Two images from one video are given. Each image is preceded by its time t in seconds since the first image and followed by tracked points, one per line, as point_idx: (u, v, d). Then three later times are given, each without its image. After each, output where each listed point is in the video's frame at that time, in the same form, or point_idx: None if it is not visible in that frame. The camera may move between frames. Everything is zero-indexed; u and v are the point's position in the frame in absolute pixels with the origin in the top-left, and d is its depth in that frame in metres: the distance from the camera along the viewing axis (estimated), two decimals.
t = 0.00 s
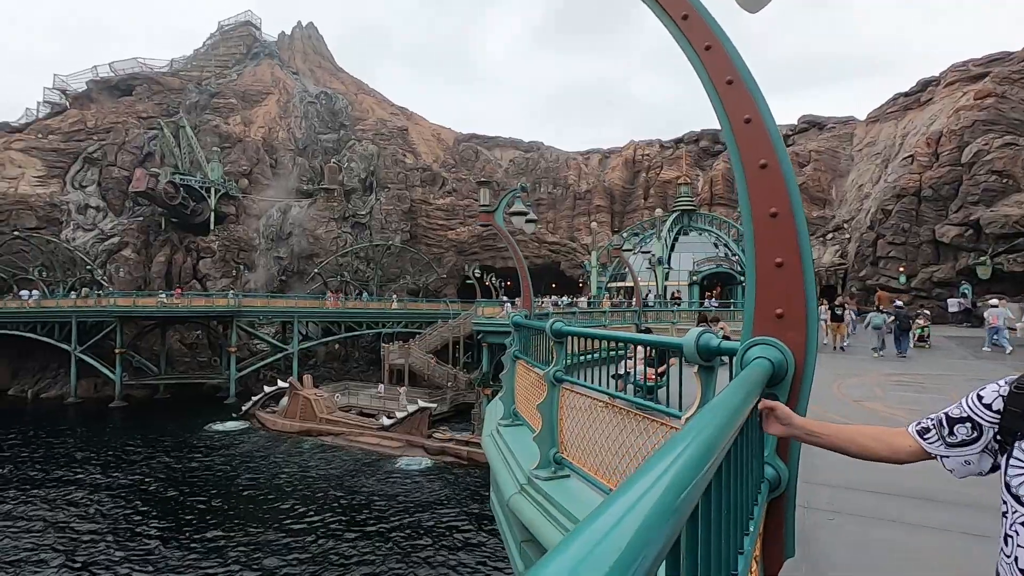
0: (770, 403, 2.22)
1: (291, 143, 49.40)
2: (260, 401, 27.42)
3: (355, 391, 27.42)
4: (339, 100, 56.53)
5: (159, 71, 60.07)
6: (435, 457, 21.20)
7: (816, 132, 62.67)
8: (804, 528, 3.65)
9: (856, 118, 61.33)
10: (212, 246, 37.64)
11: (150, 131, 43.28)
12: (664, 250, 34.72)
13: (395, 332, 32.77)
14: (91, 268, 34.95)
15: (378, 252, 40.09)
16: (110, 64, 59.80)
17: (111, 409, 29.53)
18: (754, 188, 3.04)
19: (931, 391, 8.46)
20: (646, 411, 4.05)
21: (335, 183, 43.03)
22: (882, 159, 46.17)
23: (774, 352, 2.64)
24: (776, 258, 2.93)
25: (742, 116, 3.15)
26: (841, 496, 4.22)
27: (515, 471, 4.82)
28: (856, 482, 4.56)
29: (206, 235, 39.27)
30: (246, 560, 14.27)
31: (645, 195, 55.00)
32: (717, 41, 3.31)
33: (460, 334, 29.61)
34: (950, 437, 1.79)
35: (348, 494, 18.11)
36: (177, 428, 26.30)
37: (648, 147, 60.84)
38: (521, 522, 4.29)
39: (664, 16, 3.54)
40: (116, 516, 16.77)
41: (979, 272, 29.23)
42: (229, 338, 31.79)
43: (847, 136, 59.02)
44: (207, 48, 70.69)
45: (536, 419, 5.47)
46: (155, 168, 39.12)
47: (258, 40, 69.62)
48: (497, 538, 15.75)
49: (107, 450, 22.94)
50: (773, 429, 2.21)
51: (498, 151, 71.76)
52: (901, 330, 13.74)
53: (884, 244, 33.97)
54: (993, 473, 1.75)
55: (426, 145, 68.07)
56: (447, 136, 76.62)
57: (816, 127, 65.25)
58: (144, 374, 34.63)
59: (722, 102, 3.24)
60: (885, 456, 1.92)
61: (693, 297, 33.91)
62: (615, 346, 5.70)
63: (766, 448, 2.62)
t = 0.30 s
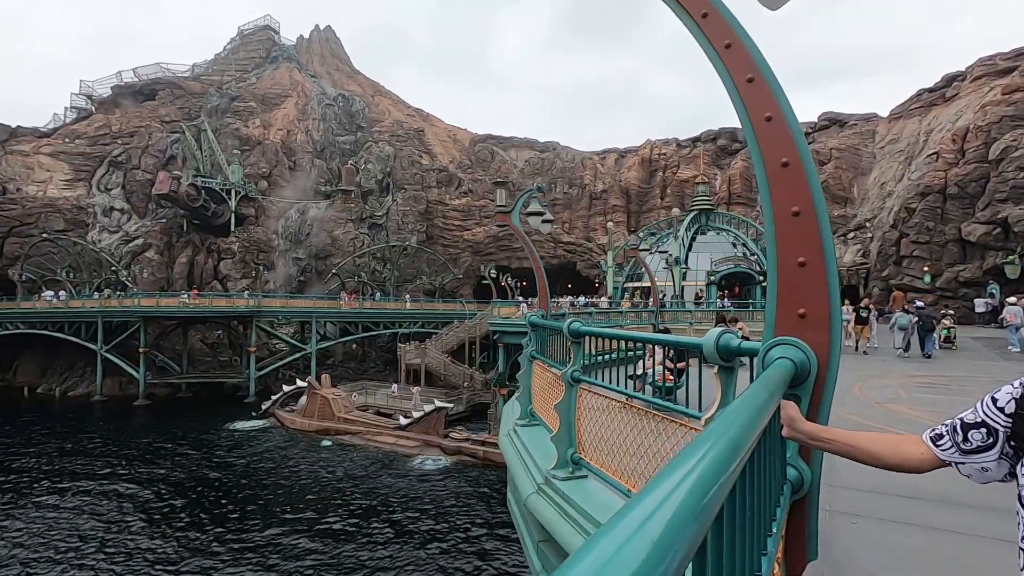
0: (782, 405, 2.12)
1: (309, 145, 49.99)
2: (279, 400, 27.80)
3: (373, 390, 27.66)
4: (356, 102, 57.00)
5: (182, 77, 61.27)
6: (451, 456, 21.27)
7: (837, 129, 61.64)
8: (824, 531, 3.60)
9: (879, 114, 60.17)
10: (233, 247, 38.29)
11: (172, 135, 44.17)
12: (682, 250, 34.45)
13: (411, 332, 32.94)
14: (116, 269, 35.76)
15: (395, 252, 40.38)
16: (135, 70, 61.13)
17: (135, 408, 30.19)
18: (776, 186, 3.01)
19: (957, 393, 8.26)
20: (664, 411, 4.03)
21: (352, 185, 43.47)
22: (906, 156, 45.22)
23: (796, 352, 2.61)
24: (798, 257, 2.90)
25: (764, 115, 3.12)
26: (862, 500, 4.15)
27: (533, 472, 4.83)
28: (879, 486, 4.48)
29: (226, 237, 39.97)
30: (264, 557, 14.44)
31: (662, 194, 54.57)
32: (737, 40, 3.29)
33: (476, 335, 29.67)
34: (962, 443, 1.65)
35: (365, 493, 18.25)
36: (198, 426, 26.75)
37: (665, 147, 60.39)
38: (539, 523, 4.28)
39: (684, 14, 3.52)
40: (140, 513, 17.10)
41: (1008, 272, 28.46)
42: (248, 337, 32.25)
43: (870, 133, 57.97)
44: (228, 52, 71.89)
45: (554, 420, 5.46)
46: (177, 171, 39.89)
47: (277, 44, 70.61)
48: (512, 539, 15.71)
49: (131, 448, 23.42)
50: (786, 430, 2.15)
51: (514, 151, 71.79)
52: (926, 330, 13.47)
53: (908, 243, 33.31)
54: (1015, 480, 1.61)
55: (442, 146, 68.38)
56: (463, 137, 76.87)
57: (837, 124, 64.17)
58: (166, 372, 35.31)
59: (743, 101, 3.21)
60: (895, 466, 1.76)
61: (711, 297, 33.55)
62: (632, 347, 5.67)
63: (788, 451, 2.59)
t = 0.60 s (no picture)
0: (799, 405, 2.10)
1: (324, 147, 50.44)
2: (294, 399, 28.12)
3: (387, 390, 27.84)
4: (370, 103, 57.32)
5: (199, 80, 62.21)
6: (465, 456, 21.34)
7: (855, 126, 60.81)
8: (841, 534, 3.55)
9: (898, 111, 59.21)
10: (249, 248, 38.79)
11: (190, 138, 44.83)
12: (696, 249, 34.20)
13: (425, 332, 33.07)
14: (135, 270, 36.40)
15: (409, 253, 40.58)
16: (154, 74, 62.19)
17: (154, 406, 30.71)
18: (792, 184, 2.97)
19: (979, 394, 8.10)
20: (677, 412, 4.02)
21: (366, 186, 43.77)
22: (926, 153, 44.43)
23: (812, 352, 2.59)
24: (815, 256, 2.86)
25: (779, 112, 3.08)
26: (882, 503, 4.07)
27: (546, 472, 4.80)
28: (901, 489, 4.39)
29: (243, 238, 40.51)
30: (281, 555, 14.56)
31: (676, 193, 54.22)
32: (753, 37, 3.25)
33: (489, 335, 29.72)
34: (977, 461, 1.57)
35: (380, 493, 18.36)
36: (216, 424, 27.12)
37: (679, 145, 59.98)
38: (552, 523, 4.27)
39: (699, 13, 3.50)
40: (159, 511, 17.34)
41: None
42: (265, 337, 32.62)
43: (889, 129, 57.07)
44: (244, 56, 72.71)
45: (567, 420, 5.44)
46: (195, 173, 40.50)
47: (292, 47, 71.37)
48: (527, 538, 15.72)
49: (150, 446, 23.77)
50: (806, 434, 2.11)
51: (527, 151, 71.79)
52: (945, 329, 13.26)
53: (928, 241, 32.73)
54: None
55: (456, 147, 68.58)
56: (476, 137, 76.98)
57: (855, 120, 63.22)
58: (185, 372, 35.84)
59: (757, 98, 3.17)
60: (915, 481, 1.70)
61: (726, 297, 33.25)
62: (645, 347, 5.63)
63: (804, 452, 2.56)
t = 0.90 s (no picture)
0: (817, 405, 2.08)
1: (339, 148, 50.85)
2: (311, 398, 28.45)
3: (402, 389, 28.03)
4: (385, 104, 57.66)
5: (217, 83, 63.07)
6: (479, 456, 21.40)
7: (874, 123, 59.83)
8: (860, 537, 3.50)
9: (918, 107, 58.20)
10: (266, 249, 39.32)
11: (209, 140, 45.50)
12: (712, 248, 33.91)
13: (439, 332, 33.20)
14: (155, 271, 37.05)
15: (423, 253, 40.76)
16: (173, 78, 63.19)
17: (174, 405, 31.24)
18: (807, 183, 2.94)
19: (1003, 395, 7.92)
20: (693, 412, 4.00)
21: (381, 186, 44.04)
22: (948, 149, 43.58)
23: (830, 352, 2.55)
24: (832, 255, 2.82)
25: (795, 110, 3.05)
26: (903, 506, 4.00)
27: (560, 472, 4.80)
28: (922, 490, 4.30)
29: (260, 238, 41.03)
30: (298, 553, 14.67)
31: (691, 192, 53.82)
32: (768, 34, 3.22)
33: (504, 334, 29.77)
34: (954, 481, 1.57)
35: (395, 492, 18.45)
36: (234, 423, 27.50)
37: (694, 144, 59.50)
38: (566, 522, 4.25)
39: (713, 10, 3.47)
40: (179, 508, 17.61)
41: None
42: (282, 336, 32.99)
43: (909, 126, 56.10)
44: (260, 58, 73.56)
45: (581, 420, 5.43)
46: (213, 174, 41.10)
47: (308, 50, 72.05)
48: (541, 537, 15.73)
49: (170, 444, 24.16)
50: (825, 436, 2.08)
51: (541, 151, 71.74)
52: (966, 329, 13.02)
53: (950, 239, 32.12)
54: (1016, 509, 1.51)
55: (470, 147, 68.71)
56: (490, 137, 77.08)
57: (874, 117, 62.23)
58: (204, 370, 36.38)
59: (772, 96, 3.15)
60: (920, 499, 1.68)
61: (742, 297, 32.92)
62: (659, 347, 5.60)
63: (821, 453, 2.53)
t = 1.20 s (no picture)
0: (833, 409, 2.08)
1: (353, 149, 51.21)
2: (325, 397, 28.71)
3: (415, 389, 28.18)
4: (398, 105, 57.92)
5: (234, 86, 63.90)
6: (492, 455, 21.45)
7: (893, 120, 58.87)
8: (879, 541, 3.44)
9: (939, 104, 57.15)
10: (281, 249, 39.77)
11: (225, 142, 46.10)
12: (727, 248, 33.60)
13: (452, 332, 33.29)
14: (174, 271, 37.66)
15: (436, 253, 40.90)
16: (191, 81, 64.12)
17: (192, 403, 31.68)
18: (824, 182, 2.90)
19: None
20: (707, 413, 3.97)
21: (395, 187, 44.32)
22: (969, 146, 42.71)
23: (846, 354, 2.52)
24: (849, 255, 2.78)
25: (810, 109, 3.02)
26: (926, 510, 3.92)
27: (573, 473, 4.78)
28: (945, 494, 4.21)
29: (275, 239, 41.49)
30: (311, 553, 14.72)
31: (706, 191, 53.38)
32: (782, 32, 3.20)
33: (517, 334, 29.78)
34: (944, 488, 1.60)
35: (408, 491, 18.53)
36: (251, 421, 27.80)
37: (708, 142, 58.94)
38: (579, 524, 4.24)
39: (728, 8, 3.46)
40: (197, 505, 17.85)
41: None
42: (296, 336, 33.30)
43: (929, 122, 55.10)
44: (276, 61, 74.26)
45: (594, 420, 5.40)
46: (230, 176, 41.63)
47: (323, 52, 72.67)
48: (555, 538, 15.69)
49: (187, 442, 24.50)
50: (841, 439, 2.05)
51: (554, 150, 71.65)
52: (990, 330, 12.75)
53: (972, 238, 31.49)
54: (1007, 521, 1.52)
55: (483, 147, 68.73)
56: (503, 137, 77.05)
57: (893, 114, 61.23)
58: (221, 370, 36.79)
59: (787, 94, 3.12)
60: (924, 510, 1.67)
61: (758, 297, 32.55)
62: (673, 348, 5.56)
63: (837, 456, 2.50)
